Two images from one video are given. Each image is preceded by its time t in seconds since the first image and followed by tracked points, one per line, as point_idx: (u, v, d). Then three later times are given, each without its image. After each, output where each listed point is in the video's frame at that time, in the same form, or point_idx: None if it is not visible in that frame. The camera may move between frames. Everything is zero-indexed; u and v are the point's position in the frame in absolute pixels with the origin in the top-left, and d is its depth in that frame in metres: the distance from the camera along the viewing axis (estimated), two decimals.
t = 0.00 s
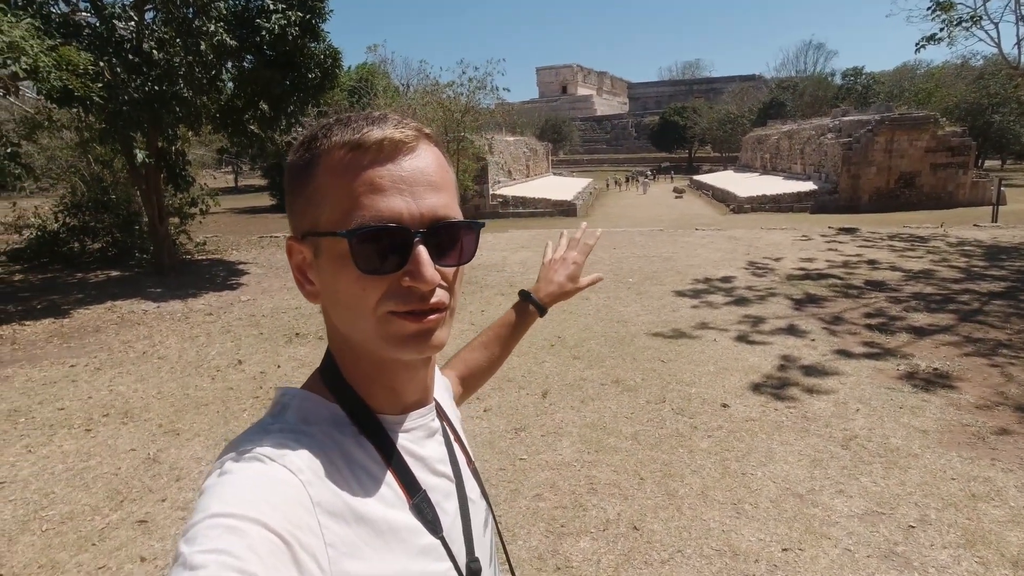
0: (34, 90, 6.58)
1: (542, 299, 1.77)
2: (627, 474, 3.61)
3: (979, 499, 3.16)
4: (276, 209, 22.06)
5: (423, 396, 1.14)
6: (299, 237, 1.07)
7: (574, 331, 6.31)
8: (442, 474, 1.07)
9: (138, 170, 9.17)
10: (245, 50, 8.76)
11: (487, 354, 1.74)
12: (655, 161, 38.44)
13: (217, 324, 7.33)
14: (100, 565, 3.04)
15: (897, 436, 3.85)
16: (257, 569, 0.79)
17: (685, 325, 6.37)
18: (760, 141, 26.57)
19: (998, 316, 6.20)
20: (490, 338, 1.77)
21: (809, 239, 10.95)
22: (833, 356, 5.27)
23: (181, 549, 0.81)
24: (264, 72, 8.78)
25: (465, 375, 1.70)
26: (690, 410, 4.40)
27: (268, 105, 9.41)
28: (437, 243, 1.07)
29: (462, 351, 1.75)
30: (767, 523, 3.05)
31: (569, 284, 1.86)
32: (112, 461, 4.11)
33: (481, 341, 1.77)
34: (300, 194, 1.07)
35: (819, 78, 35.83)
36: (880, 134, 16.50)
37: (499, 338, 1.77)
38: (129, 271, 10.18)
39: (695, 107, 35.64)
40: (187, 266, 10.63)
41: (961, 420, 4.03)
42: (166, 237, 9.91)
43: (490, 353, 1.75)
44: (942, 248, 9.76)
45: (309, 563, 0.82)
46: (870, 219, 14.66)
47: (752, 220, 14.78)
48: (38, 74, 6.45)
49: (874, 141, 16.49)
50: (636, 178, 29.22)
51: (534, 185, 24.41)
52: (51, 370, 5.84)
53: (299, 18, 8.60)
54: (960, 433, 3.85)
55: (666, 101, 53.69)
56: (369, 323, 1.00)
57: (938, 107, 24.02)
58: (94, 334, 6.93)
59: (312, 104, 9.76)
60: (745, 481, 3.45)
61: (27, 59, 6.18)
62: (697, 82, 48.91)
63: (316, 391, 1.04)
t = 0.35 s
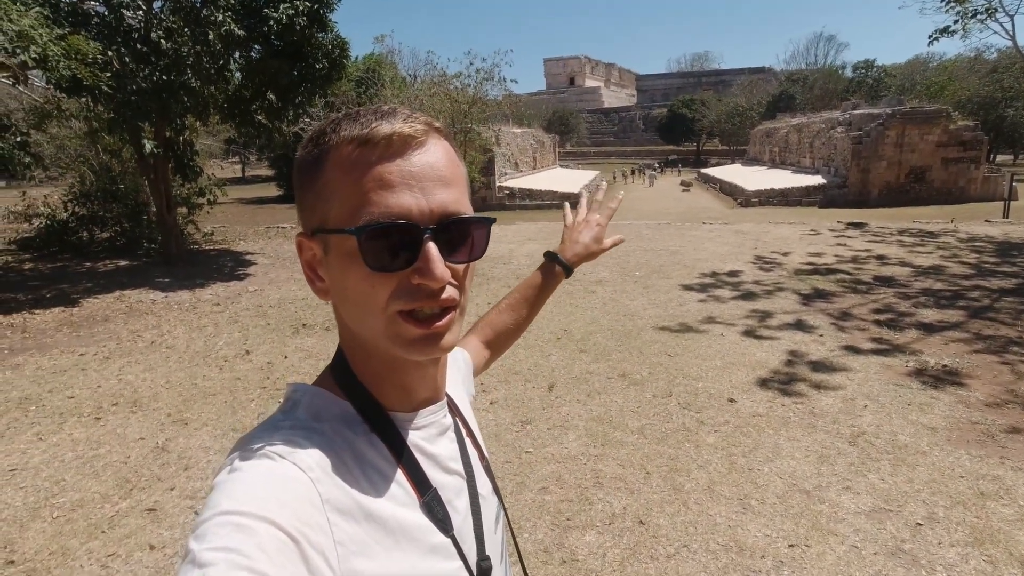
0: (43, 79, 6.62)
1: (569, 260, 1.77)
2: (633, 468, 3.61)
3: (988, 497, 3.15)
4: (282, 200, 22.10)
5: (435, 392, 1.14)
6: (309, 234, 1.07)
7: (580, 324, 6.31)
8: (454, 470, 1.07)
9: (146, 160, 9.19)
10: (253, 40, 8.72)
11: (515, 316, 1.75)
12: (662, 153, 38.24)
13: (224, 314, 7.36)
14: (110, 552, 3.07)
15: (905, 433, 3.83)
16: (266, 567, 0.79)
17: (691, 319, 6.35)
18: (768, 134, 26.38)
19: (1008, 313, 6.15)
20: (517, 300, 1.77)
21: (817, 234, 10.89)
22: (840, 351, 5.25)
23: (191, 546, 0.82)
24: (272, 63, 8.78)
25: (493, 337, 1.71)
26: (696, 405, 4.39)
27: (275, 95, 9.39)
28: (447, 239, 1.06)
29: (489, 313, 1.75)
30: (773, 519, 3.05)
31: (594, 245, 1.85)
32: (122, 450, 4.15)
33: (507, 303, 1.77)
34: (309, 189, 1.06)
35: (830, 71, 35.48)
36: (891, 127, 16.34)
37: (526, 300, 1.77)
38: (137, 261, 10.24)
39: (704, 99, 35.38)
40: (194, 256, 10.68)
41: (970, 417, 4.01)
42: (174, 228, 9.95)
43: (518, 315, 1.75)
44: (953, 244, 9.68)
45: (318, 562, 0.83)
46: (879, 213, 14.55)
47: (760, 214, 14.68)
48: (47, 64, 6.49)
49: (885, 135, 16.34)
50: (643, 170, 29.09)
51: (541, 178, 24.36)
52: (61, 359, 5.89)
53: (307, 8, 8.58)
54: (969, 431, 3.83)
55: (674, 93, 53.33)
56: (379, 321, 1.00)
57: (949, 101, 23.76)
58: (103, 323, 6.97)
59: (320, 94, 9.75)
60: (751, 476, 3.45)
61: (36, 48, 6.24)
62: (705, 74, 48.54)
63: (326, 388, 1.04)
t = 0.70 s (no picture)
0: (54, 72, 6.67)
1: (588, 254, 1.76)
2: (641, 461, 3.61)
3: (1000, 492, 3.12)
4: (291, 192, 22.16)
5: (446, 384, 1.14)
6: (320, 225, 1.07)
7: (589, 317, 6.30)
8: (465, 463, 1.07)
9: (157, 153, 9.24)
10: (262, 32, 8.71)
11: (533, 309, 1.75)
12: (671, 145, 37.99)
13: (234, 306, 7.41)
14: (123, 541, 3.11)
15: (916, 427, 3.80)
16: (276, 557, 0.80)
17: (700, 312, 6.33)
18: (779, 125, 26.13)
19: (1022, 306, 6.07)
20: (536, 293, 1.77)
21: (828, 226, 10.79)
22: (851, 345, 5.21)
23: (202, 535, 0.83)
24: (281, 55, 8.79)
25: (510, 329, 1.71)
26: (705, 398, 4.38)
27: (284, 87, 9.40)
28: (457, 230, 1.05)
29: (507, 305, 1.76)
30: (782, 513, 3.04)
31: (613, 240, 1.84)
32: (134, 440, 4.19)
33: (526, 295, 1.78)
34: (321, 180, 1.06)
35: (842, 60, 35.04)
36: (904, 118, 16.14)
37: (544, 293, 1.77)
38: (148, 253, 10.31)
39: (714, 90, 35.07)
40: (204, 248, 10.73)
41: (982, 411, 3.97)
42: (184, 220, 10.01)
43: (535, 308, 1.75)
44: (966, 236, 9.57)
45: (327, 553, 0.83)
46: (891, 205, 14.40)
47: (770, 206, 14.57)
48: (58, 57, 6.56)
49: (898, 126, 16.13)
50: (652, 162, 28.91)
51: (549, 169, 24.30)
52: (74, 350, 5.95)
53: None
54: (981, 425, 3.80)
55: (683, 84, 52.92)
56: (390, 313, 1.00)
57: (964, 90, 23.41)
58: (114, 315, 7.04)
59: (328, 86, 9.75)
60: (760, 469, 3.44)
61: (47, 41, 6.34)
62: (715, 64, 48.08)
63: (338, 379, 1.04)
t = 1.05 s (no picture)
0: (62, 69, 6.72)
1: (593, 253, 1.75)
2: (645, 457, 3.60)
3: (1007, 490, 3.10)
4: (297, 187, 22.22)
5: (448, 382, 1.14)
6: (323, 222, 1.07)
7: (594, 313, 6.29)
8: (465, 461, 1.07)
9: (164, 149, 9.29)
10: (267, 28, 8.72)
11: (537, 306, 1.74)
12: (678, 140, 37.83)
13: (241, 302, 7.44)
14: (131, 535, 3.14)
15: (923, 425, 3.77)
16: (278, 552, 0.80)
17: (706, 308, 6.31)
18: (787, 120, 25.95)
19: None
20: (540, 290, 1.76)
21: (835, 222, 10.72)
22: (857, 341, 5.18)
23: (204, 528, 0.83)
24: (286, 51, 8.81)
25: (514, 326, 1.71)
26: (710, 395, 4.37)
27: (290, 83, 9.39)
28: (461, 229, 1.05)
29: (511, 303, 1.75)
30: (787, 510, 3.03)
31: (617, 240, 1.83)
32: (142, 435, 4.22)
33: (530, 292, 1.77)
34: (325, 177, 1.06)
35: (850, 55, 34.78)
36: (913, 113, 15.99)
37: (549, 291, 1.76)
38: (155, 249, 10.37)
39: (721, 85, 34.87)
40: (211, 244, 10.78)
41: (990, 409, 3.94)
42: (192, 216, 10.08)
43: (540, 305, 1.75)
44: (975, 232, 9.49)
45: (328, 550, 0.83)
46: (899, 201, 14.29)
47: (777, 201, 14.50)
48: (66, 53, 6.60)
49: (907, 121, 15.99)
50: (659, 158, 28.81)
51: (555, 165, 24.26)
52: (83, 345, 6.01)
53: None
54: (989, 423, 3.77)
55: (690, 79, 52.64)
56: (393, 310, 0.99)
57: (974, 85, 23.17)
58: (122, 311, 7.09)
59: (333, 82, 9.77)
60: (765, 467, 3.43)
61: (54, 38, 6.37)
62: (722, 59, 47.81)
63: (340, 376, 1.04)
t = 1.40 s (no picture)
0: (69, 68, 6.74)
1: (594, 252, 1.75)
2: (649, 456, 3.59)
3: (1013, 490, 3.08)
4: (303, 185, 22.27)
5: (450, 383, 1.13)
6: (326, 222, 1.07)
7: (598, 311, 6.28)
8: (467, 462, 1.07)
9: (169, 147, 9.32)
10: (272, 26, 8.73)
11: (539, 305, 1.73)
12: (683, 137, 37.70)
13: (246, 300, 7.47)
14: (136, 532, 3.15)
15: (929, 424, 3.75)
16: (279, 552, 0.80)
17: (710, 306, 6.29)
18: (793, 117, 25.81)
19: None
20: (542, 289, 1.76)
21: (841, 220, 10.67)
22: (863, 340, 5.15)
23: (206, 528, 0.83)
24: (291, 49, 8.83)
25: (515, 325, 1.70)
26: (714, 393, 4.35)
27: (295, 81, 9.41)
28: (463, 229, 1.05)
29: (512, 301, 1.74)
30: (791, 510, 3.02)
31: (617, 239, 1.84)
32: (147, 432, 4.24)
33: (532, 292, 1.76)
34: (327, 176, 1.06)
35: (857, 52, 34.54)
36: (920, 110, 15.87)
37: (550, 290, 1.76)
38: (161, 247, 10.41)
39: (726, 82, 34.70)
40: (216, 242, 10.81)
41: (996, 408, 3.91)
42: (197, 213, 10.11)
43: (541, 304, 1.74)
44: (982, 230, 9.42)
45: (330, 550, 0.83)
46: (906, 199, 14.20)
47: (782, 199, 14.43)
48: (72, 52, 6.62)
49: (914, 118, 15.88)
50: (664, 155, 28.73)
51: (559, 163, 24.22)
52: (89, 342, 6.04)
53: None
54: (995, 422, 3.75)
55: (695, 75, 52.41)
56: (394, 310, 0.99)
57: (982, 81, 22.97)
58: (128, 308, 7.12)
59: (338, 80, 9.77)
60: (769, 466, 3.42)
61: (60, 37, 6.39)
62: (727, 56, 47.60)
63: (342, 376, 1.04)
